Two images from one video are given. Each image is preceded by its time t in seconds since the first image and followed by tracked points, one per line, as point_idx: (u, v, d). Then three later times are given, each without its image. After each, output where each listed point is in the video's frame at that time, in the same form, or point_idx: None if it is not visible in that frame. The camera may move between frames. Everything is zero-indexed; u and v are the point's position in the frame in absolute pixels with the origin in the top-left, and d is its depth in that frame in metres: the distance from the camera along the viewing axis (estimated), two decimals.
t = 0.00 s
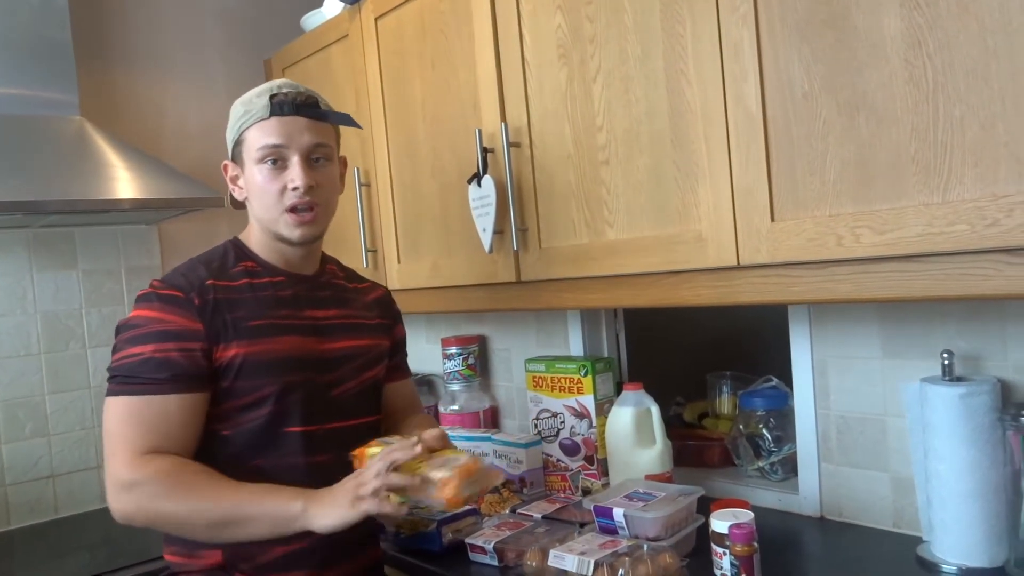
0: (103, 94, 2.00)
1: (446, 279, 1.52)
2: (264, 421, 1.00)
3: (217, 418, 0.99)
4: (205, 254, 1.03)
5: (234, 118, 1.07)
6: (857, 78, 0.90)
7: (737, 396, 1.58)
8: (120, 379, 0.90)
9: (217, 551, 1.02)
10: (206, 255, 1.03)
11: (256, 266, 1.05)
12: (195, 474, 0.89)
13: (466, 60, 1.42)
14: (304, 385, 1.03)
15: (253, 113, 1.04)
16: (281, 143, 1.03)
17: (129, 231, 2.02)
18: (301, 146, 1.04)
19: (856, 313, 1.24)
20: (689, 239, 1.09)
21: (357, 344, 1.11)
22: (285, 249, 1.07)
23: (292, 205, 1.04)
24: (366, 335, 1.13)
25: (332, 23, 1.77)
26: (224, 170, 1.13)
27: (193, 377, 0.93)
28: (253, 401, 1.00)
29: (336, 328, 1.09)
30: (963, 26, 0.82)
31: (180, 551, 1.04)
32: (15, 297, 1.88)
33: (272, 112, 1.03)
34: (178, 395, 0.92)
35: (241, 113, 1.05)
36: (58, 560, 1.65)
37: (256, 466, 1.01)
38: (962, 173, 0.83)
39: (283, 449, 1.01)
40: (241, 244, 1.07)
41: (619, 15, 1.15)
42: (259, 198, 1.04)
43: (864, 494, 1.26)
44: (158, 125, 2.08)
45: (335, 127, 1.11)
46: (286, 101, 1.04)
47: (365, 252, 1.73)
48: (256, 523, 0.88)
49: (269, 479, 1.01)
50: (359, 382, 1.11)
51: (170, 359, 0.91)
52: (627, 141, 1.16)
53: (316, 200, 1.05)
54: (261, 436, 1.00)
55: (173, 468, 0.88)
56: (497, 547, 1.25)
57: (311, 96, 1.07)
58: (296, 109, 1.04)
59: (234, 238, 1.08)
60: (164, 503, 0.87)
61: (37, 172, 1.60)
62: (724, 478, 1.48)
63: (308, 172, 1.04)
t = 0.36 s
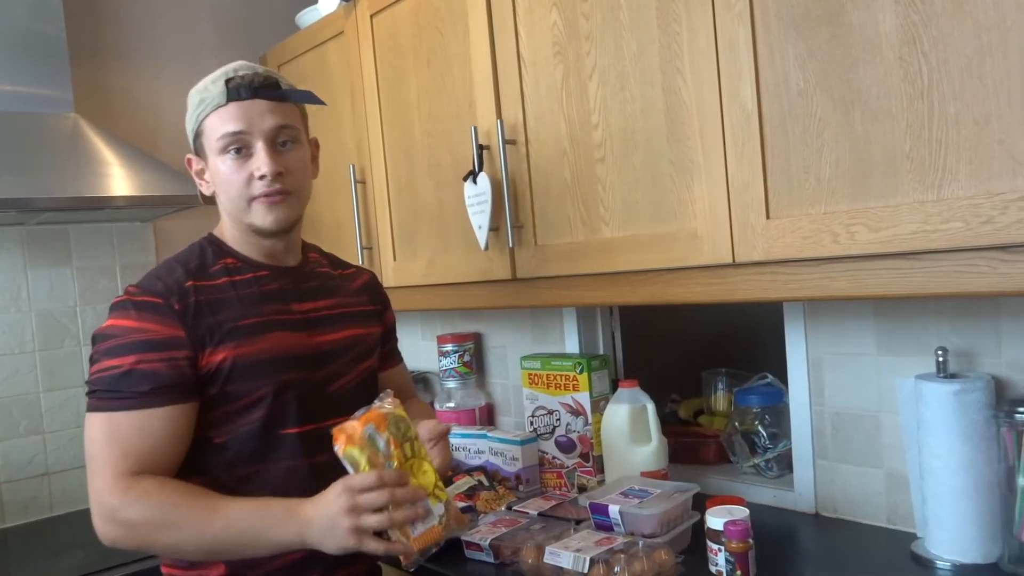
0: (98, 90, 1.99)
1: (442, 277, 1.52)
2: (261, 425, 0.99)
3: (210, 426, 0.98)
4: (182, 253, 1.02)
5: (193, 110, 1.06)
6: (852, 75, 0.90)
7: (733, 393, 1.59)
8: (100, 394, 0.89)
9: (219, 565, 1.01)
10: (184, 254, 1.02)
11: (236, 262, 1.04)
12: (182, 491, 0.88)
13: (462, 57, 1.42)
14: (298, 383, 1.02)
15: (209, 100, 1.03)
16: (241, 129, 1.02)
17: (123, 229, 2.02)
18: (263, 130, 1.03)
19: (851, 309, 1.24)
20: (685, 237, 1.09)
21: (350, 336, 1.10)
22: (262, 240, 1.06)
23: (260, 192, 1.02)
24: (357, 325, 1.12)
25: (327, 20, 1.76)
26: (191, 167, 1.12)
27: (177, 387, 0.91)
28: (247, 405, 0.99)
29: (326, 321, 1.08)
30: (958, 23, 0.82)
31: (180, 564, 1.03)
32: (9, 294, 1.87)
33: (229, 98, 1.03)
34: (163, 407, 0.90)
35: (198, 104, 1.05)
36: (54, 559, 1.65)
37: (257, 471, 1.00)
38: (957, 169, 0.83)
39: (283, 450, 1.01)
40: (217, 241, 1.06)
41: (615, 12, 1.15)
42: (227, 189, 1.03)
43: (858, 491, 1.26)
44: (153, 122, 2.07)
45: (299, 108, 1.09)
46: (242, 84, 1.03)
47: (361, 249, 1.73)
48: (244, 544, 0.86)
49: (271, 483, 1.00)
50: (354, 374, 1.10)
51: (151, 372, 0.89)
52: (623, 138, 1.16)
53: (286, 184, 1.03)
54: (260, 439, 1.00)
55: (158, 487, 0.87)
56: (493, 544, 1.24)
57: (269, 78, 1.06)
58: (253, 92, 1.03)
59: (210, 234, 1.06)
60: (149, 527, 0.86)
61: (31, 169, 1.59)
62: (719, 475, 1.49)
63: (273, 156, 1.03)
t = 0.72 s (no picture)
0: (94, 88, 1.98)
1: (439, 275, 1.52)
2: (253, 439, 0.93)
3: (195, 444, 0.91)
4: (146, 261, 0.93)
5: (145, 103, 0.95)
6: (849, 74, 0.90)
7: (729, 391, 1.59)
8: (73, 420, 0.82)
9: None
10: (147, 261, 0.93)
11: (206, 267, 0.95)
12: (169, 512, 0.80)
13: (458, 55, 1.42)
14: (288, 390, 0.96)
15: (163, 96, 0.93)
16: (201, 128, 0.92)
17: (119, 227, 2.01)
18: (224, 128, 0.93)
19: (847, 308, 1.25)
20: (682, 235, 1.09)
21: (337, 334, 1.04)
22: (230, 245, 0.97)
23: (226, 197, 0.94)
24: (342, 321, 1.06)
25: (323, 17, 1.76)
26: (147, 163, 1.02)
27: (153, 408, 0.83)
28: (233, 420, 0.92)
29: (310, 321, 1.01)
30: (954, 23, 0.82)
31: None
32: (4, 293, 1.87)
33: (185, 93, 0.92)
34: (143, 429, 0.82)
35: (150, 97, 0.94)
36: (51, 557, 1.65)
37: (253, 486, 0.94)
38: (953, 169, 0.83)
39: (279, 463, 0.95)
40: (182, 244, 0.96)
41: (610, 11, 1.15)
42: (188, 192, 0.94)
43: (854, 489, 1.27)
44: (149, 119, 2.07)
45: (264, 99, 0.99)
46: (199, 77, 0.92)
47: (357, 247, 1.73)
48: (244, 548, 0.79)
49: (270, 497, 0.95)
50: (344, 374, 1.04)
51: (124, 395, 0.82)
52: (620, 136, 1.16)
53: (254, 186, 0.95)
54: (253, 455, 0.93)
55: (143, 510, 0.80)
56: (490, 543, 1.24)
57: (229, 66, 0.95)
58: (212, 86, 0.93)
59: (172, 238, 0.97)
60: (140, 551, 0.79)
61: (26, 167, 1.58)
62: (716, 473, 1.49)
63: (238, 156, 0.94)
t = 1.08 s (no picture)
0: (91, 87, 1.98)
1: (437, 274, 1.52)
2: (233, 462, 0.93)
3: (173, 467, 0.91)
4: (118, 271, 0.91)
5: (111, 100, 0.93)
6: (847, 74, 0.90)
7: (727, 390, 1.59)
8: (42, 446, 0.81)
9: None
10: (119, 272, 0.91)
11: (183, 276, 0.94)
12: (135, 540, 0.79)
13: (456, 54, 1.42)
14: (270, 407, 0.96)
15: (129, 90, 0.91)
16: (171, 124, 0.90)
17: (117, 226, 2.01)
18: (196, 123, 0.91)
19: (845, 306, 1.25)
20: (680, 234, 1.09)
21: (318, 344, 1.04)
22: (207, 249, 0.96)
23: (204, 196, 0.91)
24: (323, 328, 1.06)
25: (321, 16, 1.76)
26: (117, 164, 1.00)
27: (127, 433, 0.82)
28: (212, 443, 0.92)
29: (290, 332, 1.01)
30: (952, 21, 0.82)
31: None
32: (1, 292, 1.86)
33: (153, 88, 0.90)
34: (113, 456, 0.81)
35: (116, 93, 0.92)
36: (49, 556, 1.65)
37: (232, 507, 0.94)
38: (950, 168, 0.84)
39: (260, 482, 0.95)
40: (155, 251, 0.95)
41: (609, 10, 1.15)
42: (162, 195, 0.92)
43: (851, 488, 1.27)
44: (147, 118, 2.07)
45: (238, 92, 0.97)
46: (166, 70, 0.90)
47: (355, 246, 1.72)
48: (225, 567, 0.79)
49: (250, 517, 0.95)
50: (325, 385, 1.04)
51: (95, 421, 0.81)
52: (618, 135, 1.16)
53: (230, 185, 0.93)
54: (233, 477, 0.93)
55: (109, 539, 0.79)
56: (488, 542, 1.24)
57: (198, 58, 0.93)
58: (181, 79, 0.90)
59: (145, 242, 0.95)
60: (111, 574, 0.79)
61: (23, 167, 1.58)
62: (714, 472, 1.49)
63: (212, 152, 0.92)
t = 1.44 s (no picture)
0: (89, 87, 1.98)
1: (435, 274, 1.52)
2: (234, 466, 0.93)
3: (176, 473, 0.91)
4: (119, 275, 0.91)
5: (108, 104, 0.92)
6: (844, 73, 0.91)
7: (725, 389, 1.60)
8: (45, 452, 0.81)
9: None
10: (120, 276, 0.91)
11: (184, 280, 0.94)
12: (136, 546, 0.79)
13: (453, 54, 1.42)
14: (273, 411, 0.96)
15: (126, 97, 0.90)
16: (171, 131, 0.90)
17: (115, 227, 2.01)
18: (196, 129, 0.91)
19: (843, 305, 1.25)
20: (678, 233, 1.09)
21: (322, 347, 1.03)
22: (208, 253, 0.95)
23: (204, 203, 0.91)
24: (327, 330, 1.05)
25: (319, 17, 1.76)
26: (116, 167, 1.00)
27: (130, 439, 0.82)
28: (214, 447, 0.92)
29: (293, 335, 1.00)
30: (948, 20, 0.82)
31: None
32: None
33: (151, 94, 0.89)
34: (116, 461, 0.81)
35: (112, 99, 0.91)
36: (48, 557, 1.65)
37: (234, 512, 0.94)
38: (947, 167, 0.84)
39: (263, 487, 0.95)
40: (157, 255, 0.95)
41: (605, 10, 1.15)
42: (163, 201, 0.92)
43: (850, 486, 1.27)
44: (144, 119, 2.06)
45: (236, 95, 0.96)
46: (164, 75, 0.90)
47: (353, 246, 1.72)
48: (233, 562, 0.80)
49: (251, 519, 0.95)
50: (329, 387, 1.04)
51: (99, 426, 0.81)
52: (615, 134, 1.16)
53: (232, 191, 0.93)
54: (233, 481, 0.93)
55: (113, 543, 0.79)
56: (487, 541, 1.24)
57: (195, 61, 0.93)
58: (179, 85, 0.90)
59: (146, 246, 0.95)
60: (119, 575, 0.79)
61: (21, 169, 1.58)
62: (712, 471, 1.49)
63: (212, 158, 0.92)
